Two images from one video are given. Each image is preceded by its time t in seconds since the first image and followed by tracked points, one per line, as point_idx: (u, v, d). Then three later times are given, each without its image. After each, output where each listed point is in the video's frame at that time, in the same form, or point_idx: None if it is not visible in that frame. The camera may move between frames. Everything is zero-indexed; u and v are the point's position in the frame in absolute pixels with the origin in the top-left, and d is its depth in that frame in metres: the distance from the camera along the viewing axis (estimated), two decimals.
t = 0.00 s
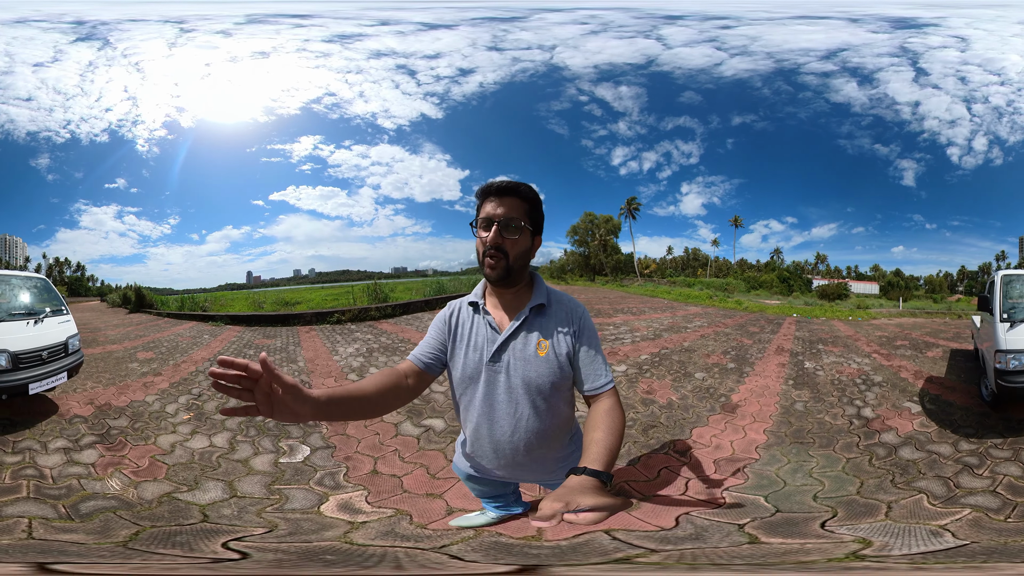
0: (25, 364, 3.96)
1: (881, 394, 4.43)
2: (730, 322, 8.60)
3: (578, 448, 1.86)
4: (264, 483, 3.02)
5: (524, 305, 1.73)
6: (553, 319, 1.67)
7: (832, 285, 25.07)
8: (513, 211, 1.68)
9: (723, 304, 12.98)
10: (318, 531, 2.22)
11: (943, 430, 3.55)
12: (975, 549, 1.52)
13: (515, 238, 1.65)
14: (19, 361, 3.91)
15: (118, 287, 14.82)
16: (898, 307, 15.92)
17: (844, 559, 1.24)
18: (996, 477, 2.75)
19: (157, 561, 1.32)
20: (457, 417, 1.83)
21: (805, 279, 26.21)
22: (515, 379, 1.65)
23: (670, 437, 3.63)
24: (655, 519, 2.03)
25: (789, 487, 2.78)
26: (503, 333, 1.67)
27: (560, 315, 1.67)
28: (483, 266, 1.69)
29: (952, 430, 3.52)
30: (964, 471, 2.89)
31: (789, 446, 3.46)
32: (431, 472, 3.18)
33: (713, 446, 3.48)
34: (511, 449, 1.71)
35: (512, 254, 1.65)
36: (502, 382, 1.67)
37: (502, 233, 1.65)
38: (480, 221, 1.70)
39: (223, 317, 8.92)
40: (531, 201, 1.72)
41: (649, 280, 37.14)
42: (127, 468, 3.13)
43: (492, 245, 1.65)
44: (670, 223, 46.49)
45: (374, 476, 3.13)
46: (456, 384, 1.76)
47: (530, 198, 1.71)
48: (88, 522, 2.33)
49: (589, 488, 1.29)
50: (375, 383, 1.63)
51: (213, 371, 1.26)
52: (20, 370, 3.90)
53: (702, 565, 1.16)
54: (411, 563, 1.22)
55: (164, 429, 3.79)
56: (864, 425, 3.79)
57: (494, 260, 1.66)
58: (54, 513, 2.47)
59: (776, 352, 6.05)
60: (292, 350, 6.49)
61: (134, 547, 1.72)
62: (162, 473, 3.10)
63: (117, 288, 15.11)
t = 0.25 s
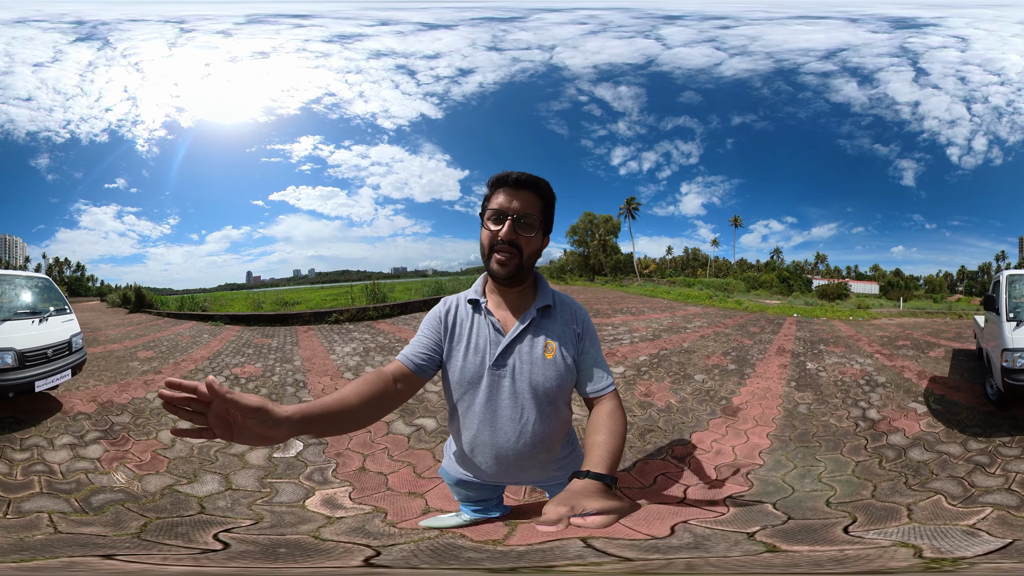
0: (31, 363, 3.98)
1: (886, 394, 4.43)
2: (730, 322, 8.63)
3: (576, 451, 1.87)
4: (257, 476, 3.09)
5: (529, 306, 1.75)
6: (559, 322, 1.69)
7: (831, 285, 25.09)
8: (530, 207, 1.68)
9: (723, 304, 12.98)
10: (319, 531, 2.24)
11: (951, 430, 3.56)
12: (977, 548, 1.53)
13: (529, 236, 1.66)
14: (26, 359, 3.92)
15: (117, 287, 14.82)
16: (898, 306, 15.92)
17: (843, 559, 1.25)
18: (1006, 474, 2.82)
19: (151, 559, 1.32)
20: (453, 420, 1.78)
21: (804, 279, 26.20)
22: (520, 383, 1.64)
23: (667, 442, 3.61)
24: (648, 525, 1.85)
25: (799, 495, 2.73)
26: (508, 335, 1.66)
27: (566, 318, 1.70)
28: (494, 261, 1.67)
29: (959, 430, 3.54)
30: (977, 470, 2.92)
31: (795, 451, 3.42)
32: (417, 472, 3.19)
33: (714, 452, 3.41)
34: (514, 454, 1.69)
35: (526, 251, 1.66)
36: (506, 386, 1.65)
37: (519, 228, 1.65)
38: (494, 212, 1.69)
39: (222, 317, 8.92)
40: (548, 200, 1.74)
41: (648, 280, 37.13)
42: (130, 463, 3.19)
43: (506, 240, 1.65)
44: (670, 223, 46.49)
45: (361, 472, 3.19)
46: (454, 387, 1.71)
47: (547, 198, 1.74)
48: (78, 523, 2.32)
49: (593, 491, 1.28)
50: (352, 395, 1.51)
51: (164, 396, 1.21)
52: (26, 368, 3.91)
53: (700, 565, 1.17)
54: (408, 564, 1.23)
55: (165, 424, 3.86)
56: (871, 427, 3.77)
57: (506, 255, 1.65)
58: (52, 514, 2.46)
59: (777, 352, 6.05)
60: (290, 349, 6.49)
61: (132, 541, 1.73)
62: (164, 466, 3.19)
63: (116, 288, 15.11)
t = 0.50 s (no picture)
0: (41, 360, 4.01)
1: (892, 395, 4.44)
2: (730, 322, 8.66)
3: (569, 452, 1.87)
4: (255, 468, 3.17)
5: (528, 305, 1.75)
6: (558, 322, 1.70)
7: (831, 285, 25.12)
8: (539, 206, 1.69)
9: (723, 304, 12.98)
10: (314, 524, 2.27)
11: (962, 432, 3.56)
12: (965, 540, 1.56)
13: (536, 235, 1.67)
14: (35, 357, 3.96)
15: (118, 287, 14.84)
16: (900, 306, 15.91)
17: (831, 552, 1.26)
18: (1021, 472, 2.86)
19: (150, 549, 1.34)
20: (448, 417, 1.78)
21: (806, 279, 26.17)
22: (516, 382, 1.63)
23: (663, 449, 3.49)
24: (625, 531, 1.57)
25: (811, 502, 2.60)
26: (506, 333, 1.65)
27: (565, 319, 1.71)
28: (503, 258, 1.65)
29: (969, 430, 3.55)
30: (993, 471, 2.92)
31: (801, 456, 3.34)
32: (403, 468, 3.20)
33: (715, 458, 3.31)
34: (510, 454, 1.68)
35: (532, 250, 1.66)
36: (503, 386, 1.64)
37: (528, 225, 1.64)
38: (502, 206, 1.66)
39: (222, 317, 8.94)
40: (556, 202, 1.76)
41: (649, 280, 37.13)
42: (137, 457, 3.26)
43: (514, 236, 1.63)
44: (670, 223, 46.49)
45: (351, 466, 3.23)
46: (450, 384, 1.70)
47: (555, 199, 1.76)
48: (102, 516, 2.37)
49: (589, 492, 1.28)
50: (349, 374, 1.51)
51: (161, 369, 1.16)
52: (35, 366, 3.94)
53: (689, 557, 1.19)
54: (401, 556, 1.24)
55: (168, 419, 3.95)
56: (878, 429, 3.76)
57: (513, 251, 1.64)
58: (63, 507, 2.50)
59: (779, 353, 6.06)
60: (290, 347, 6.51)
61: (132, 538, 1.75)
62: (169, 459, 3.25)
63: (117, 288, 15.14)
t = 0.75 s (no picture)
0: (52, 358, 4.03)
1: (900, 397, 4.45)
2: (733, 322, 8.67)
3: (560, 450, 1.86)
4: (253, 458, 3.31)
5: (520, 302, 1.74)
6: (549, 318, 1.69)
7: (832, 284, 25.19)
8: (543, 206, 1.70)
9: (725, 304, 12.98)
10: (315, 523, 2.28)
11: (975, 433, 3.61)
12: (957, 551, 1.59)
13: (540, 234, 1.68)
14: (47, 355, 3.98)
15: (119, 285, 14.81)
16: (903, 306, 15.89)
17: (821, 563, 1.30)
18: None
19: (161, 562, 1.37)
20: (437, 414, 1.76)
21: (808, 279, 26.16)
22: (508, 379, 1.62)
23: (659, 456, 3.45)
24: (581, 546, 1.48)
25: (826, 511, 2.51)
26: (497, 330, 1.64)
27: (556, 315, 1.70)
28: (511, 250, 1.60)
29: (982, 429, 3.65)
30: (1012, 468, 3.04)
31: (809, 464, 3.29)
32: (387, 463, 3.19)
33: (715, 467, 3.26)
34: (500, 452, 1.67)
35: (536, 249, 1.67)
36: (493, 383, 1.63)
37: (533, 217, 1.62)
38: (511, 202, 1.62)
39: (223, 316, 8.95)
40: (553, 203, 1.81)
41: (649, 280, 37.12)
42: (145, 447, 3.38)
43: (526, 234, 1.61)
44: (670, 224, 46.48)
45: (340, 460, 3.28)
46: (438, 381, 1.69)
47: (552, 201, 1.80)
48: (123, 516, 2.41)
49: (582, 488, 1.36)
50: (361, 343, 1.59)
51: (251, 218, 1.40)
52: (46, 363, 3.96)
53: (684, 569, 1.23)
54: (406, 566, 1.29)
55: (172, 414, 3.99)
56: (889, 432, 3.76)
57: (522, 248, 1.62)
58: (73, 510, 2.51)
59: (783, 354, 6.07)
60: (291, 346, 6.52)
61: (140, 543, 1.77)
62: (176, 450, 3.38)
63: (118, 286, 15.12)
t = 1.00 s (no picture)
0: (62, 354, 4.05)
1: (911, 398, 4.44)
2: (736, 323, 8.66)
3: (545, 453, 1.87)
4: (249, 451, 3.32)
5: (507, 300, 1.73)
6: (538, 317, 1.70)
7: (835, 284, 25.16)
8: (516, 197, 1.64)
9: (728, 305, 12.97)
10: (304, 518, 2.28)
11: (991, 431, 3.63)
12: (955, 550, 1.62)
13: (515, 226, 1.63)
14: (57, 352, 4.00)
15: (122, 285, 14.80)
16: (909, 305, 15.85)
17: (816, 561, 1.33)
18: None
19: (171, 560, 1.38)
20: (421, 414, 1.70)
21: (811, 279, 26.11)
22: (497, 378, 1.60)
23: (659, 465, 3.42)
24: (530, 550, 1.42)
25: (858, 518, 2.42)
26: (487, 327, 1.62)
27: (543, 313, 1.72)
28: (483, 252, 1.60)
29: (997, 427, 3.68)
30: None
31: (825, 471, 3.26)
32: (375, 461, 3.18)
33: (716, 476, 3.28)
34: (491, 451, 1.64)
35: (513, 243, 1.63)
36: (482, 381, 1.60)
37: (504, 215, 1.59)
38: (477, 200, 1.60)
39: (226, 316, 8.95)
40: (531, 191, 1.72)
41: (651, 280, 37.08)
42: (150, 441, 3.39)
43: (496, 230, 1.59)
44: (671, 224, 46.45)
45: (329, 455, 3.27)
46: (425, 378, 1.63)
47: (530, 189, 1.72)
48: (134, 507, 2.43)
49: (569, 489, 1.36)
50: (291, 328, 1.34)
51: (138, 208, 1.14)
52: (56, 360, 3.98)
53: (683, 568, 1.26)
54: (412, 564, 1.30)
55: (175, 409, 3.99)
56: (904, 434, 3.75)
57: (496, 246, 1.60)
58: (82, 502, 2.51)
59: (789, 355, 6.06)
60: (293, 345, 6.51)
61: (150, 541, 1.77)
62: (179, 442, 3.40)
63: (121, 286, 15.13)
